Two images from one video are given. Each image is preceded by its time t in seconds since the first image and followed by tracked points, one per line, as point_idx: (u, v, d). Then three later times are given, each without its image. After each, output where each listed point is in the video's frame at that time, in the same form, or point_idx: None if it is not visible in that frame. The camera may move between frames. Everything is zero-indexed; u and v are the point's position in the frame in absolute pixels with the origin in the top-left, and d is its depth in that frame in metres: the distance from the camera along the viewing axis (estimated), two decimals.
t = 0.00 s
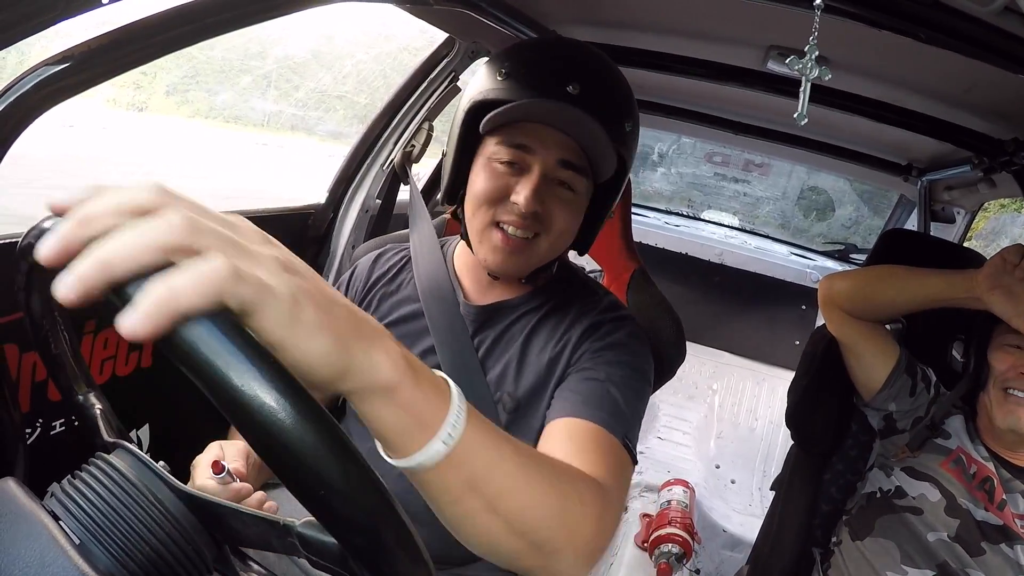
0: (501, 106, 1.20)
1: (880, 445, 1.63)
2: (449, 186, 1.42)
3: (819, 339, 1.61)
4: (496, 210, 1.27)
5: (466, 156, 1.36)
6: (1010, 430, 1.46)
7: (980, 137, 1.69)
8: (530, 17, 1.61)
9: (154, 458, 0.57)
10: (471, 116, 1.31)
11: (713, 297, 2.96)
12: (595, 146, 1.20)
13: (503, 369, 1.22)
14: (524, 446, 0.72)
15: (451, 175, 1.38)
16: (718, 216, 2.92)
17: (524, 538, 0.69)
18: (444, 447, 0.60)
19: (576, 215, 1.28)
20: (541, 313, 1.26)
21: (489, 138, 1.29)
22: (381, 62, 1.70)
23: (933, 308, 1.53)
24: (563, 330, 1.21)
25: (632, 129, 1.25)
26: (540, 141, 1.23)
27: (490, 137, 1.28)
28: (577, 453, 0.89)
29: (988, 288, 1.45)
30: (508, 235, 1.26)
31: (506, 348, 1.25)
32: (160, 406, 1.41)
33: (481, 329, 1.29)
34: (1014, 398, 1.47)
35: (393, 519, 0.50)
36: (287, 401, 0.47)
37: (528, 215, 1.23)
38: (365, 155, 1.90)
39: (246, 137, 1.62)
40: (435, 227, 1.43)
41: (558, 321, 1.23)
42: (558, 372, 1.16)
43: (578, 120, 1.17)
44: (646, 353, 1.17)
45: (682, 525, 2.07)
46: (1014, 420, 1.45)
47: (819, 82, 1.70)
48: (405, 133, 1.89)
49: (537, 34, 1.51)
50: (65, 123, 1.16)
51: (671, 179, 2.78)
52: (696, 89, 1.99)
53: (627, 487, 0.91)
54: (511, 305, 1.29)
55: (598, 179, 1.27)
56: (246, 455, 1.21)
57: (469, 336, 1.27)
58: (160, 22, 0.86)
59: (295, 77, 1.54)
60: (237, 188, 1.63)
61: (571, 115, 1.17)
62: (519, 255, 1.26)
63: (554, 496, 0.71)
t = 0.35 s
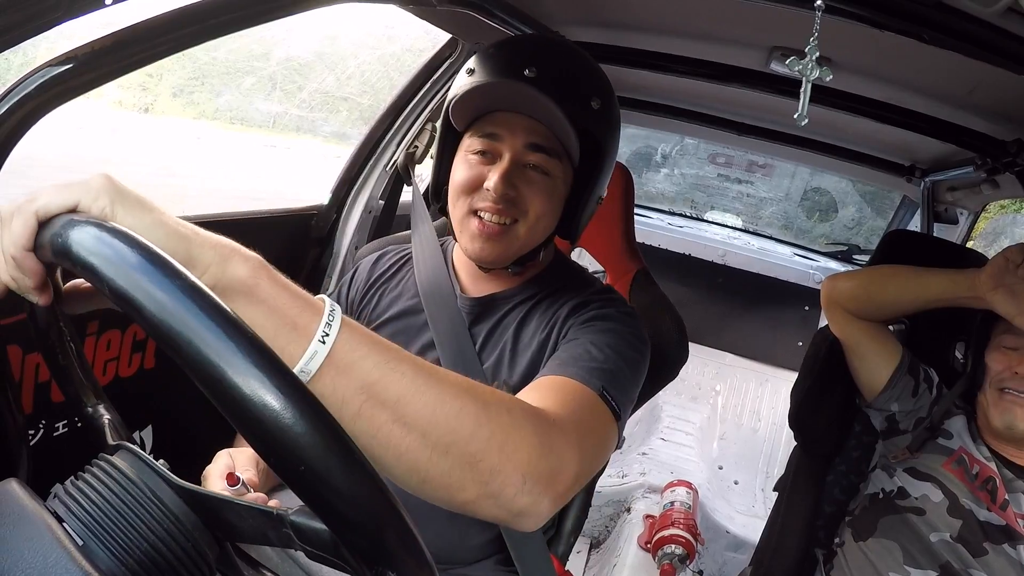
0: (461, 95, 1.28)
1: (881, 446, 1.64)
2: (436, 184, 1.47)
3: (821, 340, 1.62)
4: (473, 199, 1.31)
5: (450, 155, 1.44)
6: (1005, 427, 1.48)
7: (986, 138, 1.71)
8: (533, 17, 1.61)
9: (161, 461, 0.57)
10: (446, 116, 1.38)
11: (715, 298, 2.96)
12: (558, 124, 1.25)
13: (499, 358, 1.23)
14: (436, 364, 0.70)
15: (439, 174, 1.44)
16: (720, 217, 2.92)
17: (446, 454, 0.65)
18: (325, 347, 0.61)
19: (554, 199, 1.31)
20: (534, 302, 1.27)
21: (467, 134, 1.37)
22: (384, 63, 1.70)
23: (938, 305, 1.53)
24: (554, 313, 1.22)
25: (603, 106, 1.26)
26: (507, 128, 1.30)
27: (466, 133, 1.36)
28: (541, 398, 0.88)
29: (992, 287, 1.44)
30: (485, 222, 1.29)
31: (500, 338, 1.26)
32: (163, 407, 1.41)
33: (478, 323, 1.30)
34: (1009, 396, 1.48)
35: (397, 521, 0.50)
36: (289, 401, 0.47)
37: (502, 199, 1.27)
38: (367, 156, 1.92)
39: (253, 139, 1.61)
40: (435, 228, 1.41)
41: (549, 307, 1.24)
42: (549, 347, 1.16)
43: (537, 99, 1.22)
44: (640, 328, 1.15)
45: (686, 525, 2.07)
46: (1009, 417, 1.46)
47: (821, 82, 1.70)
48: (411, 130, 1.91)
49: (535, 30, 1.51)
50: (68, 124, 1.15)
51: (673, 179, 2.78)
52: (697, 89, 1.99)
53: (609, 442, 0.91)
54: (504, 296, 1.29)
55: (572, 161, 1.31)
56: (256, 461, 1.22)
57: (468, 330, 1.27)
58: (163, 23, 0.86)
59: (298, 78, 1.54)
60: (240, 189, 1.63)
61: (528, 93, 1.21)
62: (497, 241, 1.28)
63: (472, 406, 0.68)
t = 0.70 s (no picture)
0: (454, 98, 1.29)
1: (881, 444, 1.64)
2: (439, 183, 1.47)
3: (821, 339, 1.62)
4: (470, 198, 1.31)
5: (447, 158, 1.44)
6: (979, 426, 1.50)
7: (987, 138, 1.69)
8: (534, 17, 1.61)
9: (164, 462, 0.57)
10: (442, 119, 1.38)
11: (716, 297, 2.96)
12: (549, 122, 1.25)
13: (498, 348, 1.23)
14: (439, 369, 0.71)
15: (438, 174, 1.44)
16: (722, 217, 2.93)
17: (450, 459, 0.67)
18: (330, 361, 0.62)
19: (552, 197, 1.32)
20: (536, 296, 1.27)
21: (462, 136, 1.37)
22: (386, 63, 1.70)
23: (936, 301, 1.52)
24: (556, 305, 1.22)
25: (594, 100, 1.25)
26: (500, 128, 1.30)
27: (461, 134, 1.36)
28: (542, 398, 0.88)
29: (989, 285, 1.44)
30: (482, 221, 1.30)
31: (499, 329, 1.26)
32: (165, 406, 1.41)
33: (478, 310, 1.30)
34: (989, 392, 1.48)
35: (399, 520, 0.49)
36: (290, 399, 0.47)
37: (499, 198, 1.27)
38: (369, 156, 1.92)
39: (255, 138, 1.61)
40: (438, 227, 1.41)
41: (551, 299, 1.24)
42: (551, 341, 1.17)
43: (527, 99, 1.22)
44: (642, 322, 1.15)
45: (687, 525, 2.07)
46: (984, 415, 1.48)
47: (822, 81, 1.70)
48: (412, 131, 1.91)
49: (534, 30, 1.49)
50: (69, 124, 1.15)
51: (674, 179, 2.78)
52: (698, 89, 1.99)
53: (608, 437, 0.91)
54: (505, 286, 1.30)
55: (567, 157, 1.31)
56: (251, 454, 1.22)
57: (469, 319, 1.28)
58: (166, 22, 0.86)
59: (300, 79, 1.54)
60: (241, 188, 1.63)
61: (517, 94, 1.22)
62: (496, 239, 1.28)
63: (476, 412, 0.69)
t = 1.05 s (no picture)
0: (467, 94, 1.29)
1: (883, 446, 1.64)
2: (445, 181, 1.46)
3: (823, 339, 1.62)
4: (483, 193, 1.31)
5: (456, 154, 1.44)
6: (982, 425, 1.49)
7: (985, 138, 1.71)
8: (535, 18, 1.61)
9: (166, 465, 0.58)
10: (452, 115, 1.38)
11: (717, 298, 2.95)
12: (564, 118, 1.25)
13: (502, 338, 1.23)
14: (467, 388, 0.72)
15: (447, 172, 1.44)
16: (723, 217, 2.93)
17: (479, 479, 0.68)
18: (366, 389, 0.61)
19: (563, 192, 1.32)
20: (539, 290, 1.27)
21: (473, 131, 1.37)
22: (387, 64, 1.70)
23: (936, 305, 1.53)
24: (563, 299, 1.22)
25: (605, 99, 1.27)
26: (513, 124, 1.30)
27: (472, 131, 1.36)
28: (556, 405, 0.88)
29: (993, 288, 1.44)
30: (495, 215, 1.29)
31: (505, 319, 1.27)
32: (165, 407, 1.41)
33: (482, 301, 1.31)
34: (991, 395, 1.46)
35: (401, 522, 0.49)
36: (290, 397, 0.47)
37: (512, 192, 1.27)
38: (370, 156, 1.91)
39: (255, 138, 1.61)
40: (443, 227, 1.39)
41: (558, 293, 1.24)
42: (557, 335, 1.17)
43: (543, 94, 1.23)
44: (651, 318, 1.15)
45: (687, 526, 2.07)
46: (985, 416, 1.47)
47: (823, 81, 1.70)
48: (412, 132, 1.90)
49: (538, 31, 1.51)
50: (70, 123, 1.15)
51: (675, 179, 2.78)
52: (699, 90, 1.99)
53: (618, 436, 0.91)
54: (511, 278, 1.31)
55: (577, 154, 1.32)
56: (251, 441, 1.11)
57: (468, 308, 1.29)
58: (167, 24, 0.86)
59: (302, 79, 1.54)
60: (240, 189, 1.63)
61: (534, 90, 1.22)
62: (508, 233, 1.28)
63: (504, 432, 0.70)
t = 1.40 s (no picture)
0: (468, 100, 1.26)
1: (881, 445, 1.65)
2: (442, 182, 1.45)
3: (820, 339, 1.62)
4: (483, 199, 1.29)
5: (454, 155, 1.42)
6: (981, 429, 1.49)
7: (986, 138, 1.71)
8: (535, 17, 1.61)
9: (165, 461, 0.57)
10: (450, 116, 1.36)
11: (716, 297, 2.95)
12: (568, 127, 1.24)
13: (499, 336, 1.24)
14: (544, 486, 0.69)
15: (445, 174, 1.43)
16: (722, 216, 2.92)
17: None
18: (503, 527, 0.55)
19: (563, 197, 1.31)
20: (537, 292, 1.28)
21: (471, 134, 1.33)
22: (386, 63, 1.70)
23: (933, 305, 1.53)
24: (565, 305, 1.23)
25: (605, 107, 1.28)
26: (515, 129, 1.27)
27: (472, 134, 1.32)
28: (588, 466, 0.87)
29: (990, 291, 1.45)
30: (496, 221, 1.28)
31: (502, 322, 1.27)
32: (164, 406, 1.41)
33: (478, 300, 1.32)
34: (992, 399, 1.45)
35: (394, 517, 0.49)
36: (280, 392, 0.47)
37: (513, 200, 1.26)
38: (368, 156, 1.90)
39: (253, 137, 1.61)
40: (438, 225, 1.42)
41: (558, 297, 1.25)
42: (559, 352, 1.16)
43: (547, 103, 1.22)
44: (655, 342, 1.18)
45: (685, 525, 2.07)
46: (985, 419, 1.46)
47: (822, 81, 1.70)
48: (410, 132, 1.90)
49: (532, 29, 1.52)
50: (68, 123, 1.15)
51: (673, 179, 2.78)
52: (698, 90, 2.00)
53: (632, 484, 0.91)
54: (507, 278, 1.32)
55: (578, 159, 1.31)
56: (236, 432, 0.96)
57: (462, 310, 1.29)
58: (167, 22, 0.86)
59: (301, 77, 1.54)
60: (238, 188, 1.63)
61: (538, 99, 1.21)
62: (510, 239, 1.28)
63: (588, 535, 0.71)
